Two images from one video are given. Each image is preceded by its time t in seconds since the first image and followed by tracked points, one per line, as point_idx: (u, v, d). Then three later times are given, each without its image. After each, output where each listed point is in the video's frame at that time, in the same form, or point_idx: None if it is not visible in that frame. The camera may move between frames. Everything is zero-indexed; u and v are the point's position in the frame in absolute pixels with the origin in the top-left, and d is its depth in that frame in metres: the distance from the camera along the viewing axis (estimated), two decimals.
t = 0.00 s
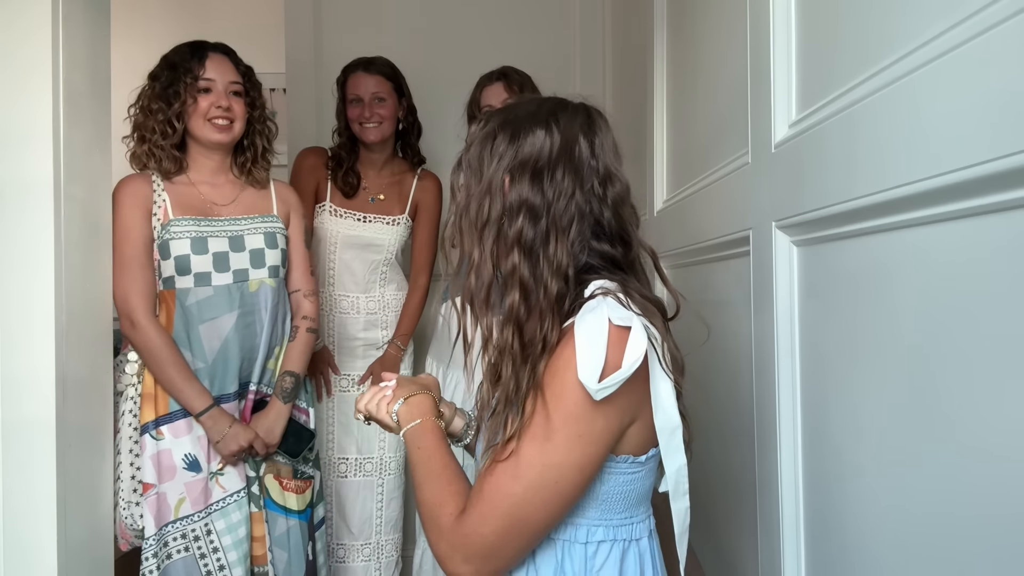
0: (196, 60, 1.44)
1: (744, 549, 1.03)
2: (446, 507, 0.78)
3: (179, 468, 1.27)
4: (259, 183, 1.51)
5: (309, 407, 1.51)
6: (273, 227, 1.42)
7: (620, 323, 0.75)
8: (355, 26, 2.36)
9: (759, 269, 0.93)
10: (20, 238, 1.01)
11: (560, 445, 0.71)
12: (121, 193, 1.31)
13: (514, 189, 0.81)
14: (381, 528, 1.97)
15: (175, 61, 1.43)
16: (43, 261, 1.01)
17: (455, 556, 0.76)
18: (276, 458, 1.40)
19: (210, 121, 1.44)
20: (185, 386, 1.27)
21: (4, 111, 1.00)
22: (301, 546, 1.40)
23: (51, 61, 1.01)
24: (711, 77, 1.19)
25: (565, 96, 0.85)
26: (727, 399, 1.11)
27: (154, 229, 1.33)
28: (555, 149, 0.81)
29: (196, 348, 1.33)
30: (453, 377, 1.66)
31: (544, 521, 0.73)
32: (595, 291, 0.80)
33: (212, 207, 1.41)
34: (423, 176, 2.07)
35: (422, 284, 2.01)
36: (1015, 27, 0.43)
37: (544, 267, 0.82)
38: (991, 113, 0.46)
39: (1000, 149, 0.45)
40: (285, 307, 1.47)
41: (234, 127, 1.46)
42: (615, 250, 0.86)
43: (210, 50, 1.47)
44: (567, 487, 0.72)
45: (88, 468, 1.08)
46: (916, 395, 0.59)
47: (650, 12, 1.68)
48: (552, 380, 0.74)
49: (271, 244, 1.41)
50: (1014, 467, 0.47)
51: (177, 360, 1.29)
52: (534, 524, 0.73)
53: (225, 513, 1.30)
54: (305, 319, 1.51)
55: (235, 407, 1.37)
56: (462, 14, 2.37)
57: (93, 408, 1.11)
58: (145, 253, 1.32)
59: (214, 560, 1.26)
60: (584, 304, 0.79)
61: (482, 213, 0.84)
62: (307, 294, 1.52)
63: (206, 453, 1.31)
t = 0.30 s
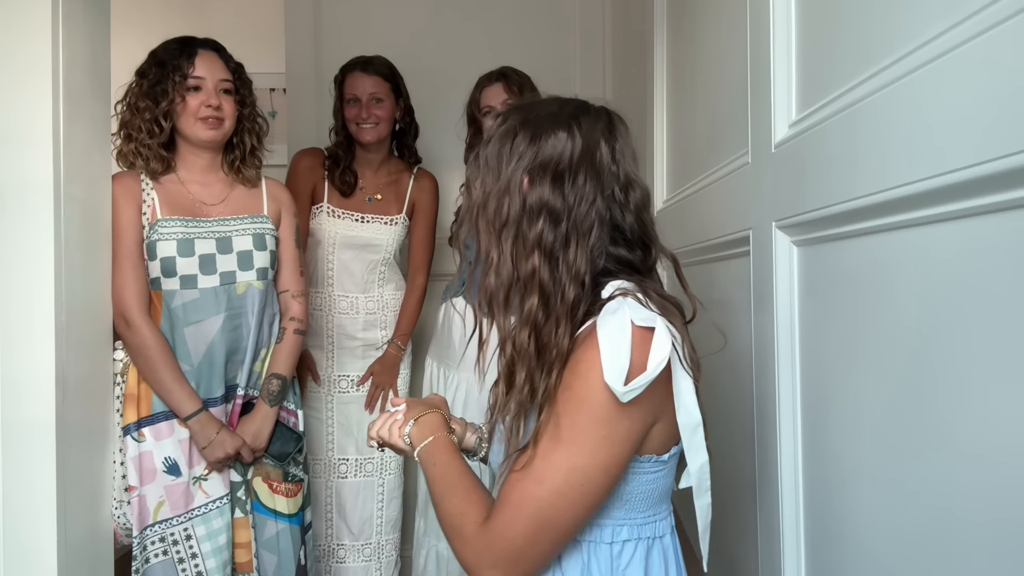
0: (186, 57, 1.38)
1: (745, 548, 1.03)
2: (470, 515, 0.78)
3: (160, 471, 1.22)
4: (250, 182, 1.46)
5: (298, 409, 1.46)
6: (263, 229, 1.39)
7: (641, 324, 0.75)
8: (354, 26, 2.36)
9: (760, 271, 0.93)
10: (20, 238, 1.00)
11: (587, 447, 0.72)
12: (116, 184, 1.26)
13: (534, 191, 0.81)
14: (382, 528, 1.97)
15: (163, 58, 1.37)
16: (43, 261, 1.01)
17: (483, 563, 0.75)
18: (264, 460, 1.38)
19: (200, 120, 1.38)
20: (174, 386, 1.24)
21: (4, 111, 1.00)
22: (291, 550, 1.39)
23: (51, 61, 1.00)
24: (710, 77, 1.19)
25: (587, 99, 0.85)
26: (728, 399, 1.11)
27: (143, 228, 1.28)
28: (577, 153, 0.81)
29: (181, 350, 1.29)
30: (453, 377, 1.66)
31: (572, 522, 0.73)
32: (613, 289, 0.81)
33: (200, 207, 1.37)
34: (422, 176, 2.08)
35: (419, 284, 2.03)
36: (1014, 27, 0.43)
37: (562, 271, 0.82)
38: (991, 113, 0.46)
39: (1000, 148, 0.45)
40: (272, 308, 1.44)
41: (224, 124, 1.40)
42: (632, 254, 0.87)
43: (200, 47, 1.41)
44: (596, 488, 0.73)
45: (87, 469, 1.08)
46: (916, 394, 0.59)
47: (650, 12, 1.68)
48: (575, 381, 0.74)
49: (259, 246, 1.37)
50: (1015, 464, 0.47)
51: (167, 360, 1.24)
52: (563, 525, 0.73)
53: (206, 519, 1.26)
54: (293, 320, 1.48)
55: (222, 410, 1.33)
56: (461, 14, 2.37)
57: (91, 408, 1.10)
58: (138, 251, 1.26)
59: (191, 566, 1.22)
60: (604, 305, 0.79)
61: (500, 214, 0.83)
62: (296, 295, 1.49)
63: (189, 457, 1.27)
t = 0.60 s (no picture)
0: (189, 58, 1.37)
1: (745, 549, 1.03)
2: (530, 515, 0.76)
3: (157, 472, 1.22)
4: (251, 186, 1.44)
5: (297, 411, 1.46)
6: (264, 233, 1.38)
7: (699, 319, 0.74)
8: (354, 26, 2.36)
9: (760, 272, 0.93)
10: (19, 238, 1.00)
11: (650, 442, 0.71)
12: (117, 184, 1.26)
13: (566, 184, 0.80)
14: (381, 528, 1.97)
15: (168, 59, 1.36)
16: (42, 262, 1.00)
17: (547, 564, 0.74)
18: (264, 463, 1.38)
19: (204, 121, 1.37)
20: (172, 388, 1.24)
21: (4, 111, 1.00)
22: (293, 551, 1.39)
23: (50, 61, 1.00)
24: (710, 78, 1.19)
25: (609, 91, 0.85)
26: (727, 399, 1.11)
27: (143, 233, 1.27)
28: (606, 144, 0.80)
29: (181, 355, 1.29)
30: (454, 377, 1.66)
31: (637, 520, 0.72)
32: (656, 284, 0.82)
33: (201, 210, 1.35)
34: (416, 172, 2.08)
35: (416, 283, 2.03)
36: (1015, 26, 0.43)
37: (602, 264, 0.81)
38: (991, 114, 0.46)
39: (1000, 149, 0.45)
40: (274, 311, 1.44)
41: (228, 126, 1.39)
42: (666, 242, 0.86)
43: (205, 48, 1.40)
44: (659, 484, 0.72)
45: (85, 469, 1.08)
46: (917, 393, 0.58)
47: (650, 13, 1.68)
48: (636, 376, 0.73)
49: (260, 250, 1.37)
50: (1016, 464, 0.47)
51: (166, 361, 1.24)
52: (629, 524, 0.72)
53: (206, 522, 1.26)
54: (293, 324, 1.47)
55: (222, 413, 1.33)
56: (461, 14, 2.37)
57: (90, 408, 1.10)
58: (137, 253, 1.26)
59: (191, 569, 1.22)
60: (656, 299, 0.79)
61: (533, 209, 0.82)
62: (296, 297, 1.49)
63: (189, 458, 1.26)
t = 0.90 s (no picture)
0: (192, 62, 1.37)
1: (746, 548, 1.03)
2: (542, 514, 0.76)
3: (163, 472, 1.22)
4: (250, 190, 1.44)
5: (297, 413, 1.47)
6: (263, 237, 1.38)
7: (714, 319, 0.74)
8: (354, 26, 2.36)
9: (760, 272, 0.93)
10: (19, 238, 1.00)
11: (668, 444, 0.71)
12: (116, 185, 1.26)
13: (591, 177, 0.80)
14: (382, 529, 1.97)
15: (170, 63, 1.36)
16: (42, 261, 1.00)
17: (559, 564, 0.74)
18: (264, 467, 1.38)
19: (206, 126, 1.37)
20: (172, 389, 1.23)
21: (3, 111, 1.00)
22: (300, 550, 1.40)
23: (50, 61, 1.00)
24: (711, 77, 1.19)
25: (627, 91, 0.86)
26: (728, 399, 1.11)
27: (143, 234, 1.27)
28: (629, 140, 0.81)
29: (181, 355, 1.29)
30: (454, 376, 1.66)
31: (650, 520, 0.72)
32: (667, 284, 0.81)
33: (200, 213, 1.35)
34: (416, 172, 2.08)
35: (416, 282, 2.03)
36: (1015, 27, 0.43)
37: (627, 258, 0.81)
38: (991, 114, 0.46)
39: (1000, 149, 0.45)
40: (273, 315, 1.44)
41: (230, 132, 1.38)
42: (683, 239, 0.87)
43: (207, 52, 1.40)
44: (673, 485, 0.72)
45: (84, 470, 1.08)
46: (919, 390, 0.58)
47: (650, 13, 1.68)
48: (651, 375, 0.73)
49: (260, 254, 1.37)
50: (1016, 464, 0.47)
51: (166, 363, 1.24)
52: (641, 524, 0.72)
53: (214, 519, 1.25)
54: (292, 327, 1.47)
55: (223, 415, 1.33)
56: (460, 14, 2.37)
57: (90, 408, 1.10)
58: (137, 255, 1.26)
59: (205, 568, 1.22)
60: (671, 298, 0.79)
61: (558, 202, 0.82)
62: (296, 301, 1.49)
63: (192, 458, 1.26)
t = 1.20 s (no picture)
0: (197, 66, 1.37)
1: (745, 547, 1.03)
2: (545, 523, 0.75)
3: (160, 476, 1.23)
4: (253, 194, 1.44)
5: (297, 417, 1.46)
6: (264, 240, 1.38)
7: (714, 315, 0.74)
8: (354, 26, 2.36)
9: (759, 273, 0.93)
10: (20, 238, 1.00)
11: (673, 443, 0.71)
12: (115, 186, 1.26)
13: (597, 175, 0.80)
14: (382, 528, 1.97)
15: (176, 66, 1.36)
16: (42, 261, 1.00)
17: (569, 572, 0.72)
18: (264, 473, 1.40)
19: (210, 130, 1.37)
20: (171, 391, 1.23)
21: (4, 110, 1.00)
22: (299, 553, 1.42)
23: (50, 61, 1.00)
24: (710, 76, 1.19)
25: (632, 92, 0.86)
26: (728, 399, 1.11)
27: (143, 234, 1.27)
28: (634, 138, 0.81)
29: (179, 357, 1.29)
30: (454, 376, 1.66)
31: (659, 517, 0.72)
32: (667, 282, 0.81)
33: (201, 216, 1.35)
34: (416, 172, 2.08)
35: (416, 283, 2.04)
36: (1015, 27, 0.43)
37: (632, 255, 0.81)
38: (991, 114, 0.46)
39: (1000, 148, 0.45)
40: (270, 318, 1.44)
41: (236, 134, 1.39)
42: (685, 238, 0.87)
43: (212, 55, 1.40)
44: (679, 482, 0.72)
45: (84, 470, 1.08)
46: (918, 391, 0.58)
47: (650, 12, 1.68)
48: (651, 372, 0.73)
49: (260, 257, 1.37)
50: (1015, 464, 0.47)
51: (165, 365, 1.24)
52: (650, 522, 0.71)
53: (210, 523, 1.26)
54: (290, 333, 1.47)
55: (219, 419, 1.33)
56: (460, 13, 2.37)
57: (90, 408, 1.10)
58: (137, 255, 1.26)
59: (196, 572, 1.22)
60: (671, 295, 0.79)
61: (563, 200, 0.82)
62: (295, 307, 1.49)
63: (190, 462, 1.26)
